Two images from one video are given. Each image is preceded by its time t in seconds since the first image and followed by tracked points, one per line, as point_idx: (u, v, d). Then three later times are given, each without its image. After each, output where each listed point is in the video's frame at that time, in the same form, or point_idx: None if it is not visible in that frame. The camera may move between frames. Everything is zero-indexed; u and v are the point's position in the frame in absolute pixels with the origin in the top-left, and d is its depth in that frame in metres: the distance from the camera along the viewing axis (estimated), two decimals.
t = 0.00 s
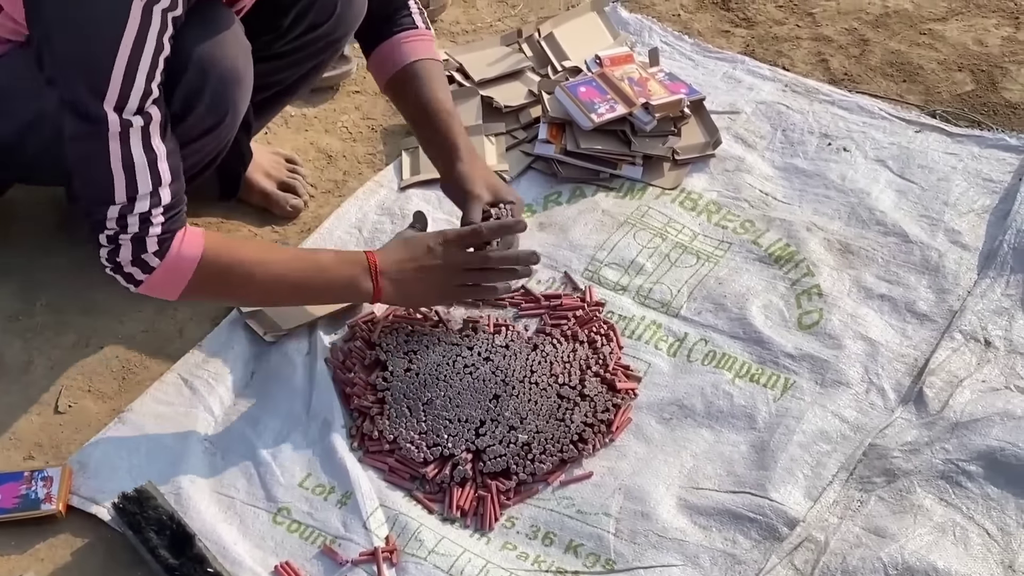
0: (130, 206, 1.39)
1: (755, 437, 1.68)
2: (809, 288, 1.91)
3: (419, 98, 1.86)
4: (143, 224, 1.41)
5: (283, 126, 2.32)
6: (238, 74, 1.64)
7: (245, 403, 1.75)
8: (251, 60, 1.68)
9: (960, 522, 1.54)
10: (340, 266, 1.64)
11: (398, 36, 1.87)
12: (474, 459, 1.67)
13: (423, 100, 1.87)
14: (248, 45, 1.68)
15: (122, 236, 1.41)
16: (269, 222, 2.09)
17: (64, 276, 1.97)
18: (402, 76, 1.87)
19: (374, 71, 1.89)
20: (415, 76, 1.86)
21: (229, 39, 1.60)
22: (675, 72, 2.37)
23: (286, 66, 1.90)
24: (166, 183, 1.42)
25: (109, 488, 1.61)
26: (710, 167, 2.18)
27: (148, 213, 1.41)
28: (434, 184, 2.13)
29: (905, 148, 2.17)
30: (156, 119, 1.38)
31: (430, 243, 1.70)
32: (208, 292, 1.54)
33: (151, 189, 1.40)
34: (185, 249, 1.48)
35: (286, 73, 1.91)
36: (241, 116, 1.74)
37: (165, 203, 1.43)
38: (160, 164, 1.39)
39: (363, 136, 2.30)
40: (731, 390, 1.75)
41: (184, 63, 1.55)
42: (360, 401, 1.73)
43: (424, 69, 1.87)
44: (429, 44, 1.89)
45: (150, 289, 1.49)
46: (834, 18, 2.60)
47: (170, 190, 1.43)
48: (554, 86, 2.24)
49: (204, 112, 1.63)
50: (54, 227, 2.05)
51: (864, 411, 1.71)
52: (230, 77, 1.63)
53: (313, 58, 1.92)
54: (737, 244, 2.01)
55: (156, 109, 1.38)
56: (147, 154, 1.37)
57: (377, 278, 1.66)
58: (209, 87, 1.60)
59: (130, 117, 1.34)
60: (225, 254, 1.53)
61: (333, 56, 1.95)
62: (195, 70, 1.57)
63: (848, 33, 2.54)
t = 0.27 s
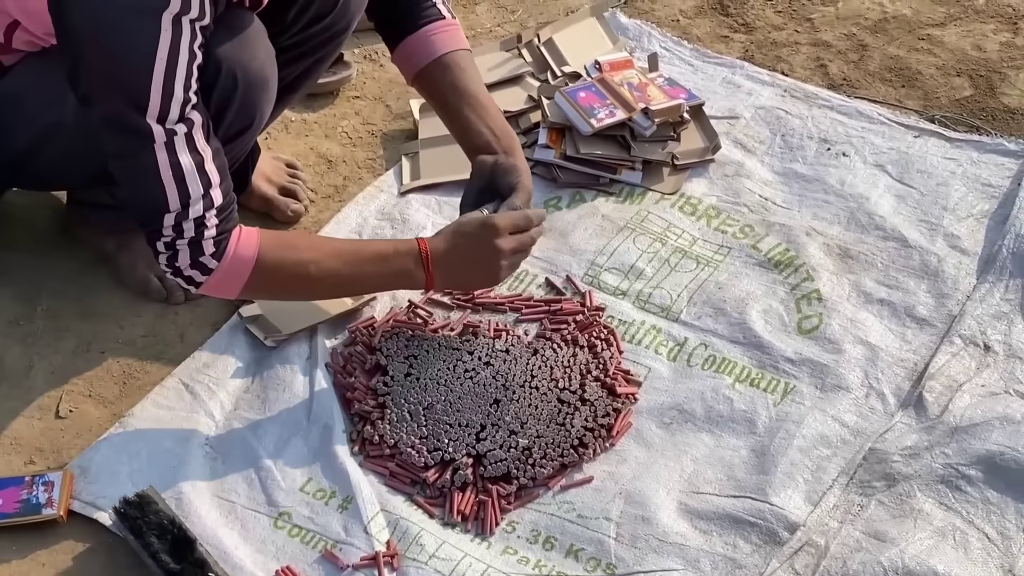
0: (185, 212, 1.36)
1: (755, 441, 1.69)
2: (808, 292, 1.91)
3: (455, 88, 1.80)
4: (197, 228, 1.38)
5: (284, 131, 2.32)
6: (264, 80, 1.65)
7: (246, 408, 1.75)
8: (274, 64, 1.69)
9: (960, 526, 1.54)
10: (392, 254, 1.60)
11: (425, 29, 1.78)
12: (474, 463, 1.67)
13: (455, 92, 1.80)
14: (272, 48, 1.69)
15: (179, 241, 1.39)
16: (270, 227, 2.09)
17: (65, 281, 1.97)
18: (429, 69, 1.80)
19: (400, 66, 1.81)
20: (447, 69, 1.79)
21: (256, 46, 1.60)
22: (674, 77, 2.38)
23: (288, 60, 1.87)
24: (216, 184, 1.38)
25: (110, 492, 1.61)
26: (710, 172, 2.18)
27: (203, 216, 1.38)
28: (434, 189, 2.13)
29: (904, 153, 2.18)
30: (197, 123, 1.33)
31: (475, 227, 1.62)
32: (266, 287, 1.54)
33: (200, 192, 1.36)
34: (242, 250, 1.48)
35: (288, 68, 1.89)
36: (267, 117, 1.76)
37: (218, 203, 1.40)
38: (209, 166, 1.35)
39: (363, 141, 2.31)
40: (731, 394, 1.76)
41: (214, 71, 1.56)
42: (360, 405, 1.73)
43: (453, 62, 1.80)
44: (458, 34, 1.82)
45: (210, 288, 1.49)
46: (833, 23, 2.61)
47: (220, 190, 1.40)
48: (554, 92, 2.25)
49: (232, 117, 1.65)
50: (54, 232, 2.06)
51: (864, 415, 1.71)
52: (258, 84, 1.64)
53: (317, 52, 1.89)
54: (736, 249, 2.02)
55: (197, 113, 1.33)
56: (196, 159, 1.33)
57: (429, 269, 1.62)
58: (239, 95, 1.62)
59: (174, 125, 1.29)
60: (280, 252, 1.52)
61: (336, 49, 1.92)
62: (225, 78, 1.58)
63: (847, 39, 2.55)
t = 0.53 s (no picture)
0: (173, 210, 1.36)
1: (756, 448, 1.69)
2: (809, 299, 1.92)
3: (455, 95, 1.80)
4: (185, 227, 1.38)
5: (285, 138, 2.33)
6: (261, 80, 1.65)
7: (247, 415, 1.75)
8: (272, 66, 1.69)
9: (960, 533, 1.54)
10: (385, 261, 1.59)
11: (430, 39, 1.78)
12: (475, 470, 1.67)
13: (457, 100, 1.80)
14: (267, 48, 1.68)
15: (167, 239, 1.39)
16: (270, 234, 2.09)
17: (65, 288, 1.97)
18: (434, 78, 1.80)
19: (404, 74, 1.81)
20: (450, 78, 1.80)
21: (254, 46, 1.60)
22: (674, 84, 2.39)
23: (292, 62, 1.88)
24: (207, 184, 1.39)
25: (110, 500, 1.61)
26: (710, 178, 2.18)
27: (191, 215, 1.38)
28: (434, 196, 2.14)
29: (904, 160, 2.18)
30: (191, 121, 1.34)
31: (474, 239, 1.63)
32: (254, 290, 1.52)
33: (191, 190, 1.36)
34: (231, 249, 1.46)
35: (293, 71, 1.90)
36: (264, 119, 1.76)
37: (207, 203, 1.40)
38: (200, 165, 1.36)
39: (363, 148, 2.31)
40: (732, 401, 1.76)
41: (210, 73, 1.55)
42: (361, 412, 1.73)
43: (458, 71, 1.80)
44: (462, 44, 1.82)
45: (199, 287, 1.48)
46: (833, 30, 2.61)
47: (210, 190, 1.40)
48: (555, 98, 2.25)
49: (229, 117, 1.65)
50: (55, 239, 2.06)
51: (865, 422, 1.71)
52: (254, 85, 1.64)
53: (320, 54, 1.90)
54: (737, 255, 2.02)
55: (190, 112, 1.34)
56: (185, 156, 1.33)
57: (423, 277, 1.61)
58: (235, 96, 1.62)
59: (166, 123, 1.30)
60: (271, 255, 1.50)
61: (339, 52, 1.93)
62: (222, 80, 1.57)
63: (847, 45, 2.55)
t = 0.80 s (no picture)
0: (148, 202, 1.38)
1: (756, 455, 1.68)
2: (808, 305, 1.92)
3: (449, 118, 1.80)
4: (162, 220, 1.40)
5: (285, 143, 2.33)
6: (240, 71, 1.62)
7: (247, 421, 1.75)
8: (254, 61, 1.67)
9: (960, 540, 1.54)
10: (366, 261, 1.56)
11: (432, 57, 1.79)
12: (474, 477, 1.67)
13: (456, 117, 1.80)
14: (250, 39, 1.65)
15: (144, 232, 1.41)
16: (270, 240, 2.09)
17: (64, 294, 1.97)
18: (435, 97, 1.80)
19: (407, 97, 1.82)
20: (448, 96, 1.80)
21: (231, 39, 1.58)
22: (674, 90, 2.39)
23: (284, 61, 1.88)
24: (183, 176, 1.40)
25: (110, 506, 1.61)
26: (710, 185, 2.18)
27: (168, 207, 1.40)
28: (434, 202, 2.14)
29: (904, 166, 2.18)
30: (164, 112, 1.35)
31: (460, 243, 1.61)
32: (232, 286, 1.50)
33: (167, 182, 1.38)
34: (209, 242, 1.45)
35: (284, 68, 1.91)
36: (247, 117, 1.73)
37: (184, 195, 1.41)
38: (175, 158, 1.37)
39: (363, 153, 2.31)
40: (731, 408, 1.76)
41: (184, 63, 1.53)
42: (361, 419, 1.73)
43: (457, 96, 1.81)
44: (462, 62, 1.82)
45: (177, 281, 1.46)
46: (832, 36, 2.61)
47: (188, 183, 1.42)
48: (555, 104, 2.25)
49: (208, 113, 1.62)
50: (54, 245, 2.06)
51: (865, 429, 1.71)
52: (232, 75, 1.60)
53: (311, 53, 1.91)
54: (736, 261, 2.02)
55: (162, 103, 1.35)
56: (158, 146, 1.35)
57: (404, 274, 1.57)
58: (213, 86, 1.58)
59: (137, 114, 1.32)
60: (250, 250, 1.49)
61: (330, 50, 1.95)
62: (199, 72, 1.55)
63: (846, 51, 2.56)
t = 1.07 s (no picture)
0: (158, 200, 1.39)
1: (756, 458, 1.68)
2: (809, 308, 1.91)
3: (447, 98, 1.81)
4: (174, 219, 1.41)
5: (286, 146, 2.33)
6: (240, 69, 1.61)
7: (247, 423, 1.75)
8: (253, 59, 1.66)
9: (960, 544, 1.54)
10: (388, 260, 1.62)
11: (433, 43, 1.80)
12: (475, 480, 1.67)
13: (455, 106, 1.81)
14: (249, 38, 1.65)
15: (156, 230, 1.42)
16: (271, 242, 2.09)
17: (65, 296, 1.97)
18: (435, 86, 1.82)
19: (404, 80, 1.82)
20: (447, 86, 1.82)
21: (232, 35, 1.58)
22: (675, 93, 2.39)
23: (285, 62, 1.88)
24: (190, 173, 1.41)
25: (110, 508, 1.61)
26: (710, 188, 2.19)
27: (177, 205, 1.41)
28: (435, 205, 2.14)
29: (905, 169, 2.18)
30: (170, 110, 1.37)
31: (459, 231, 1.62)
32: (243, 285, 1.54)
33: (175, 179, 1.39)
34: (221, 242, 1.49)
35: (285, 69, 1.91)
36: (246, 115, 1.72)
37: (192, 191, 1.42)
38: (183, 153, 1.38)
39: (364, 156, 2.31)
40: (732, 411, 1.75)
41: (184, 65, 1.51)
42: (361, 421, 1.73)
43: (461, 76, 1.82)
44: (463, 50, 1.83)
45: (190, 280, 1.50)
46: (834, 39, 2.61)
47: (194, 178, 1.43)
48: (556, 107, 2.25)
49: (209, 111, 1.61)
50: (54, 247, 2.06)
51: (865, 432, 1.71)
52: (232, 73, 1.60)
53: (312, 54, 1.91)
54: (737, 264, 2.02)
55: (169, 100, 1.36)
56: (167, 143, 1.36)
57: (412, 270, 1.61)
58: (213, 85, 1.57)
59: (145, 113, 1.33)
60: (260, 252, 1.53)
61: (330, 51, 1.95)
62: (201, 70, 1.54)
63: (847, 55, 2.56)
